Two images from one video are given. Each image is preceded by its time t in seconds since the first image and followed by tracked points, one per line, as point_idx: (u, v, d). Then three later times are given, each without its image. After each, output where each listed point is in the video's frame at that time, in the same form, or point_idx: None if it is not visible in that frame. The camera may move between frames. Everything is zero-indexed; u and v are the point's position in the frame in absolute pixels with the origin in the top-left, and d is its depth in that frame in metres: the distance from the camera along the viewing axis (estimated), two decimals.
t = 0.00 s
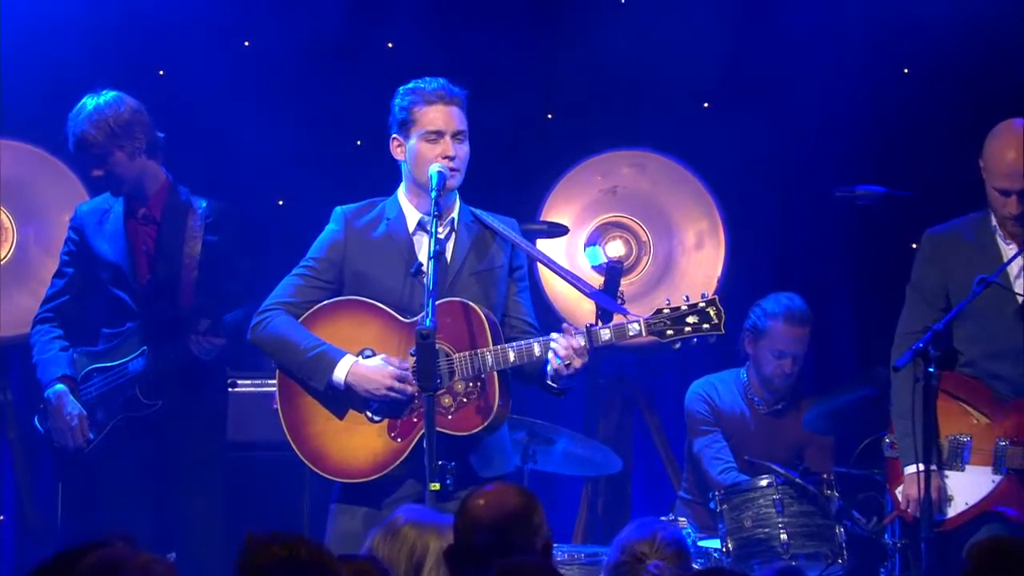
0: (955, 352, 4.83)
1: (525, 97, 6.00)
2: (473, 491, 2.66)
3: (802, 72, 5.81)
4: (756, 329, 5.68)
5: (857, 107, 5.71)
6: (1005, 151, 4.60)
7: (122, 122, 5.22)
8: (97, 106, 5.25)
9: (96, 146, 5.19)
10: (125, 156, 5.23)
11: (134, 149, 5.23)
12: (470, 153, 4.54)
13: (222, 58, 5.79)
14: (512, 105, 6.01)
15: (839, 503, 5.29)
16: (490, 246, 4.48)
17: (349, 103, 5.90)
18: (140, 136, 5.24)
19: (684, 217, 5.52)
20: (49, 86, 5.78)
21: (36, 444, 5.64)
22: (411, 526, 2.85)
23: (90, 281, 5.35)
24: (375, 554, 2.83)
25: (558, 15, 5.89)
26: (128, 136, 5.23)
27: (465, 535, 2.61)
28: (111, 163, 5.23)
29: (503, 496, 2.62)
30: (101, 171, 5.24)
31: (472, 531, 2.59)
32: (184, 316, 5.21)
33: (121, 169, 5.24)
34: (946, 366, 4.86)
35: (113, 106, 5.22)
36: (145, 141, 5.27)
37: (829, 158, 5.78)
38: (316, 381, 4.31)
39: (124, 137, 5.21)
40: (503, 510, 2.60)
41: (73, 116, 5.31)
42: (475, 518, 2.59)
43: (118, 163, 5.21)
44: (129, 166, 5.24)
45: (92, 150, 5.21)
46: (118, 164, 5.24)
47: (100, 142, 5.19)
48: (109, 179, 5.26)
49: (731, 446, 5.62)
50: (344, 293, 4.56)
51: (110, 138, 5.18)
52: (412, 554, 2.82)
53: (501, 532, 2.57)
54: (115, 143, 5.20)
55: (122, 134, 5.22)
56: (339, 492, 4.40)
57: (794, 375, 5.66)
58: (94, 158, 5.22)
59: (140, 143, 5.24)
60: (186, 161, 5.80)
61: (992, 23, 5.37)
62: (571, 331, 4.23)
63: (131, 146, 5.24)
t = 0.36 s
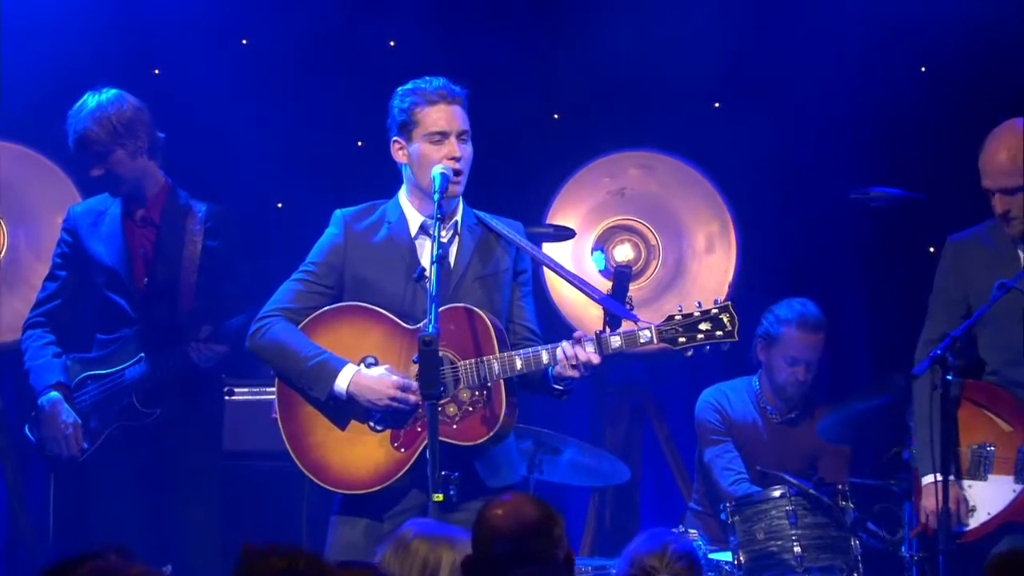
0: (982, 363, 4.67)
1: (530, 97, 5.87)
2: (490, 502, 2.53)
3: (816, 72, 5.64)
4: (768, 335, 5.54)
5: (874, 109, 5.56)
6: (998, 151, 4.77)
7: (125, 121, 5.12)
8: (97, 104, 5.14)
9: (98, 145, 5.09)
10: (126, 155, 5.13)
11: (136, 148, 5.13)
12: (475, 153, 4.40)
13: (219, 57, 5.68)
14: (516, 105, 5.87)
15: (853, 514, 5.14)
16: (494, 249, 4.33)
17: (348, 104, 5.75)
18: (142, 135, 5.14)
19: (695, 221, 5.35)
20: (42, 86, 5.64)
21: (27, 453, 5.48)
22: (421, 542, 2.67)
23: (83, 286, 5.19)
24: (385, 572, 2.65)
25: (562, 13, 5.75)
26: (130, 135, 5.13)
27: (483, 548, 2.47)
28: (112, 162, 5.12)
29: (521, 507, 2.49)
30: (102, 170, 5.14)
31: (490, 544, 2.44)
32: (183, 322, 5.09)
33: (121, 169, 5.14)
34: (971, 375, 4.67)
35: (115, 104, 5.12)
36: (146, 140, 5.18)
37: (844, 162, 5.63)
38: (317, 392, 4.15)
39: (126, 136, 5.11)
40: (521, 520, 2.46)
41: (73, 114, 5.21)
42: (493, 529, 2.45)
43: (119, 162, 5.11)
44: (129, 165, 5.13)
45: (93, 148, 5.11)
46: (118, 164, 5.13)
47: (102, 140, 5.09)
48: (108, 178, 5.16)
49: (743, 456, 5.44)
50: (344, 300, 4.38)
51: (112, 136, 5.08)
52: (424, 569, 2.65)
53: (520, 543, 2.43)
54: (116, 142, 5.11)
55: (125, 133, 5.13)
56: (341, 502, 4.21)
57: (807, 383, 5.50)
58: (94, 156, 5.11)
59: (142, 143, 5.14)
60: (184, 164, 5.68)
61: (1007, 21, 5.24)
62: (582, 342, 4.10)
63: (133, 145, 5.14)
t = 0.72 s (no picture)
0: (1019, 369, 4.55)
1: (533, 96, 5.73)
2: (512, 511, 2.47)
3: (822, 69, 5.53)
4: (778, 341, 5.40)
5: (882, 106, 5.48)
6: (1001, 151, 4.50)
7: (123, 117, 5.02)
8: (94, 99, 5.03)
9: (95, 140, 4.98)
10: (123, 152, 5.02)
11: (134, 146, 5.03)
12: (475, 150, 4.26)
13: (215, 55, 5.55)
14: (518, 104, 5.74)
15: (868, 525, 4.93)
16: (495, 251, 4.18)
17: (347, 103, 5.64)
18: (141, 132, 5.05)
19: (703, 224, 5.21)
20: (29, 84, 5.46)
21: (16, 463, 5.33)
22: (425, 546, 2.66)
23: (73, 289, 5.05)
24: None
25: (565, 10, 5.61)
26: (128, 132, 5.02)
27: (505, 559, 2.41)
28: (108, 158, 5.00)
29: (544, 516, 2.42)
30: (96, 166, 5.00)
31: (512, 554, 2.38)
32: (178, 327, 4.98)
33: (117, 167, 5.02)
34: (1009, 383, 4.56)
35: (114, 100, 5.02)
36: (144, 138, 5.09)
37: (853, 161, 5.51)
38: (315, 400, 4.01)
39: (124, 132, 5.00)
40: (543, 529, 2.39)
41: (67, 109, 5.09)
42: (515, 537, 2.39)
43: (115, 159, 4.99)
44: (126, 163, 5.02)
45: (90, 143, 4.99)
46: (114, 162, 5.00)
47: (100, 136, 4.97)
48: (102, 176, 5.02)
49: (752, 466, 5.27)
50: (342, 305, 4.23)
51: (110, 131, 4.97)
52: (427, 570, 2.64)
53: (543, 550, 2.36)
54: (114, 138, 4.99)
55: (123, 129, 5.02)
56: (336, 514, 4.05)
57: (818, 390, 5.36)
58: (90, 152, 4.99)
59: (140, 141, 5.05)
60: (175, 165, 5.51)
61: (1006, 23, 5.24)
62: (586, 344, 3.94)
63: (131, 142, 5.04)
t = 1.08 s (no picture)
0: None
1: (538, 95, 5.59)
2: (531, 520, 2.22)
3: (835, 68, 5.44)
4: (789, 347, 5.26)
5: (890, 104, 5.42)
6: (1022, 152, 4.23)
7: (123, 115, 4.88)
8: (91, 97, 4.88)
9: (95, 139, 4.81)
10: (121, 152, 4.86)
11: (132, 146, 4.88)
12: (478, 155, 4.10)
13: (211, 52, 5.43)
14: (523, 103, 5.60)
15: (881, 536, 4.77)
16: (498, 254, 4.04)
17: (347, 101, 5.50)
18: (139, 132, 4.91)
19: (711, 225, 5.06)
20: (26, 82, 5.39)
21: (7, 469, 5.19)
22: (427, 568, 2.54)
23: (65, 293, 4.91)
24: None
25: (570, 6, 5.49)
26: (127, 131, 4.87)
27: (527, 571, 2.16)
28: (106, 158, 4.83)
29: (567, 524, 2.18)
30: (94, 166, 4.82)
31: (534, 565, 2.13)
32: (174, 335, 4.82)
33: (115, 167, 4.85)
34: None
35: (113, 98, 4.88)
36: (143, 138, 4.94)
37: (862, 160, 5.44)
38: (312, 404, 3.86)
39: (123, 132, 4.85)
40: (563, 538, 2.15)
41: (65, 106, 4.93)
42: (536, 548, 2.14)
43: (114, 159, 4.83)
44: (124, 163, 4.86)
45: (89, 142, 4.83)
46: (111, 162, 4.84)
47: (99, 134, 4.81)
48: (99, 176, 4.85)
49: (763, 475, 5.10)
50: (341, 309, 4.10)
51: (110, 129, 4.81)
52: None
53: (567, 560, 2.12)
54: (113, 137, 4.83)
55: (121, 128, 4.87)
56: (336, 524, 3.91)
57: (830, 397, 5.21)
58: (88, 151, 4.83)
59: (138, 141, 4.91)
60: (173, 165, 5.44)
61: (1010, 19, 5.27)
62: (588, 349, 3.81)
63: (129, 142, 4.89)
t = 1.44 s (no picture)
0: None
1: (543, 93, 5.46)
2: (553, 527, 2.07)
3: (849, 66, 5.31)
4: (801, 352, 5.11)
5: (905, 102, 5.29)
6: None
7: (122, 112, 4.74)
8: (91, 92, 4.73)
9: (94, 135, 4.68)
10: (120, 151, 4.74)
11: (131, 145, 4.76)
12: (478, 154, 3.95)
13: (209, 48, 5.32)
14: (528, 100, 5.47)
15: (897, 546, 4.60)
16: (502, 255, 3.90)
17: (348, 99, 5.39)
18: (138, 131, 4.79)
19: (722, 225, 4.92)
20: (19, 81, 5.29)
21: None
22: None
23: (58, 296, 4.77)
24: None
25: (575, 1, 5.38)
26: (126, 129, 4.75)
27: None
28: (105, 156, 4.71)
29: (590, 531, 2.02)
30: (93, 164, 4.70)
31: (559, 574, 1.98)
32: (170, 339, 4.69)
33: (114, 166, 4.73)
34: None
35: (113, 93, 4.74)
36: (141, 136, 4.82)
37: (875, 159, 5.32)
38: (309, 411, 3.72)
39: (123, 129, 4.73)
40: (589, 545, 2.00)
41: (61, 101, 4.78)
42: (559, 556, 1.98)
43: (114, 157, 4.71)
44: (122, 163, 4.75)
45: (88, 139, 4.68)
46: (108, 160, 4.72)
47: (99, 131, 4.68)
48: (97, 174, 4.73)
49: (774, 483, 4.95)
50: (339, 313, 3.96)
51: (110, 127, 4.68)
52: None
53: (593, 569, 1.96)
54: (113, 134, 4.70)
55: (121, 125, 4.74)
56: (335, 535, 3.76)
57: (844, 403, 5.05)
58: (87, 148, 4.70)
59: (137, 139, 4.80)
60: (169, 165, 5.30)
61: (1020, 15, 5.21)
62: (594, 354, 3.67)
63: (128, 141, 4.76)
